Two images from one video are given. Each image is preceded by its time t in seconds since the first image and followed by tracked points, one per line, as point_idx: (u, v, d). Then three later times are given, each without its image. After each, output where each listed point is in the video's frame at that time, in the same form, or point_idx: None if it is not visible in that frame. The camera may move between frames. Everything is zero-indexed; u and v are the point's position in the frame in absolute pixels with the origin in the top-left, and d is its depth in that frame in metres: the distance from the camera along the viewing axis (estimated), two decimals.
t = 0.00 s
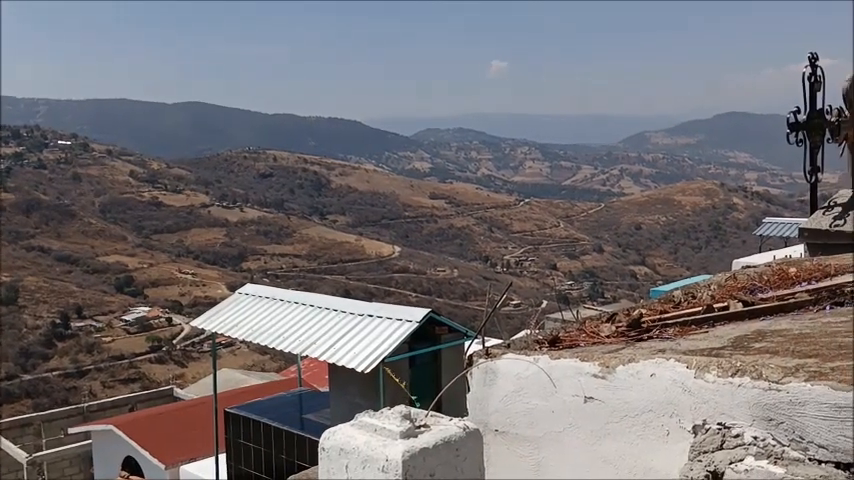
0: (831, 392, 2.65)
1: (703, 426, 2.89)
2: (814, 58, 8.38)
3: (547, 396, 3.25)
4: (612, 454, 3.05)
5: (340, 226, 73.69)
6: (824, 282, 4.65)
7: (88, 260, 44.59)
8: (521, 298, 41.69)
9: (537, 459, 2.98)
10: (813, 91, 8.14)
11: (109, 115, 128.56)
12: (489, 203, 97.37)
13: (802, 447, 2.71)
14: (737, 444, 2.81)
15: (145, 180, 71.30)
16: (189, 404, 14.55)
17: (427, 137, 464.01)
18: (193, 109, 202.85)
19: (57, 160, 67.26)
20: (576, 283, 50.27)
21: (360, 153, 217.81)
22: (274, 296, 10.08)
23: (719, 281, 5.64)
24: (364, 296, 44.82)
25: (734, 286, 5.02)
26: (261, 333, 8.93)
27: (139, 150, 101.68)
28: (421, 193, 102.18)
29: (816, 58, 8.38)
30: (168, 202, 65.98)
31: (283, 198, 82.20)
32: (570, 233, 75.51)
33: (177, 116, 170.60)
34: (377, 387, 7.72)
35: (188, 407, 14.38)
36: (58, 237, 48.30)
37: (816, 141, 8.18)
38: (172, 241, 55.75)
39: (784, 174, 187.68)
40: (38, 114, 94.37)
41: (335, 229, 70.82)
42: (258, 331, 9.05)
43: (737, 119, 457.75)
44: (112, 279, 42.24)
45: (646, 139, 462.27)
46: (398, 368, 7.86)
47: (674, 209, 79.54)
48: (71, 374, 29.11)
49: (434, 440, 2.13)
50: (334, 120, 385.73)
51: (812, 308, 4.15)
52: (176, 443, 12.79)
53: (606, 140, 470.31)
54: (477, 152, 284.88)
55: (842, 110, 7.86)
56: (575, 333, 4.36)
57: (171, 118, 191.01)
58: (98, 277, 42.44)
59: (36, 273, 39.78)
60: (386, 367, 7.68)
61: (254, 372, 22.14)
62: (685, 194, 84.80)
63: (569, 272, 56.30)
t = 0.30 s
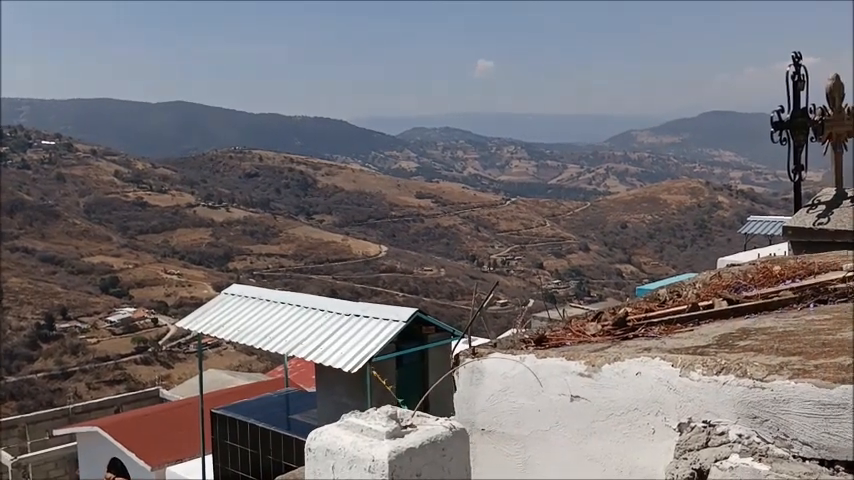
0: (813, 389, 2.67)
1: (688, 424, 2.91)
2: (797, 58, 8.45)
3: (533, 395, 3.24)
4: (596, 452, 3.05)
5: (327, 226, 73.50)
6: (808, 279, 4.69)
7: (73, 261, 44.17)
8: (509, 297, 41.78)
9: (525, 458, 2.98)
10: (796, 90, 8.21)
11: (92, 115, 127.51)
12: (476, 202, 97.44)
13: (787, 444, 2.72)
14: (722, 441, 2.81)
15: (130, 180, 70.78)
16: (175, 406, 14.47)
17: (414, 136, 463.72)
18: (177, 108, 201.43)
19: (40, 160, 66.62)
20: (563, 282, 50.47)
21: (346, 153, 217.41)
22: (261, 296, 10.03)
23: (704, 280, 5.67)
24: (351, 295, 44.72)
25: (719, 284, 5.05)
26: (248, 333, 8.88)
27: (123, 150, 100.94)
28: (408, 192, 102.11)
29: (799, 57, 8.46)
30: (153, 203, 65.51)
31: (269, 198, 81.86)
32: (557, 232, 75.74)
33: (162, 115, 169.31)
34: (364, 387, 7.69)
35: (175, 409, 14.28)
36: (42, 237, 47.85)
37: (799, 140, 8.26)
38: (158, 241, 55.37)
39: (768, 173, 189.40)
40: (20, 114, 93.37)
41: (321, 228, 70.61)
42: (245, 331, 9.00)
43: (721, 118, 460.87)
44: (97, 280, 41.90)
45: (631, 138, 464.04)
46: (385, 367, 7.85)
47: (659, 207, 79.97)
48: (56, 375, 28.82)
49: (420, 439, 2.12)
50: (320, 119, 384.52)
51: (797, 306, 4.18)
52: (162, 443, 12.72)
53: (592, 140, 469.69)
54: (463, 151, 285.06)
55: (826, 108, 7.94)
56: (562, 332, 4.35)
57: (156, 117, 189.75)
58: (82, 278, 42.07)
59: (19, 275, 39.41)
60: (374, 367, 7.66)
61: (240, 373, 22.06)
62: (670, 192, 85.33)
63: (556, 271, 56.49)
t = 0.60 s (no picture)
0: (807, 387, 2.68)
1: (681, 421, 2.92)
2: (787, 56, 8.51)
3: (527, 394, 3.24)
4: (590, 450, 3.01)
5: (319, 226, 73.39)
6: (798, 277, 4.73)
7: (64, 262, 43.94)
8: (501, 296, 41.87)
9: (518, 455, 2.97)
10: (786, 88, 8.25)
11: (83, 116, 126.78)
12: (468, 201, 97.51)
13: (779, 441, 2.74)
14: (714, 439, 2.83)
15: (122, 181, 70.49)
16: (167, 406, 14.43)
17: (406, 136, 463.48)
18: (168, 108, 200.57)
19: (31, 162, 66.26)
20: (555, 281, 50.61)
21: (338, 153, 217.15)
22: (253, 296, 10.02)
23: (696, 277, 5.68)
24: (343, 295, 44.67)
25: (711, 282, 5.08)
26: (240, 334, 8.86)
27: (114, 151, 100.42)
28: (400, 191, 102.06)
29: (790, 55, 8.51)
30: (145, 204, 65.25)
31: (261, 199, 81.70)
32: (549, 231, 75.89)
33: (153, 115, 168.54)
34: (358, 387, 7.68)
35: (168, 410, 14.22)
36: (33, 239, 47.61)
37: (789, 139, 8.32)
38: (150, 243, 55.18)
39: (759, 171, 190.39)
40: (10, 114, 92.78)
41: (314, 228, 70.53)
42: (238, 331, 8.98)
43: (712, 117, 462.54)
44: (89, 281, 41.68)
45: (623, 137, 465.09)
46: (378, 368, 7.84)
47: (650, 206, 80.19)
48: (47, 377, 28.66)
49: (415, 438, 2.12)
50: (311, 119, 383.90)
51: (787, 303, 4.21)
52: (155, 445, 12.66)
53: (584, 139, 469.58)
54: (455, 150, 285.16)
55: (816, 106, 7.99)
56: (555, 330, 4.36)
57: (147, 118, 188.97)
58: (74, 279, 41.85)
59: (10, 277, 39.19)
60: (366, 367, 7.64)
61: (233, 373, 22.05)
62: (662, 191, 85.72)
63: (549, 270, 56.62)
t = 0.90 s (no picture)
0: (802, 384, 2.69)
1: (677, 419, 2.93)
2: (782, 55, 8.52)
3: (523, 392, 3.25)
4: (586, 449, 3.03)
5: (315, 226, 73.34)
6: (795, 275, 4.72)
7: (60, 263, 43.82)
8: (497, 296, 41.87)
9: (514, 454, 2.97)
10: (782, 87, 8.26)
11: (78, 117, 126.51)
12: (464, 200, 97.53)
13: (775, 438, 2.75)
14: (711, 437, 2.84)
15: (117, 182, 70.35)
16: (163, 407, 14.40)
17: (401, 136, 463.37)
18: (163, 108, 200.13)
19: (26, 162, 66.10)
20: (552, 280, 50.66)
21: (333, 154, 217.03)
22: (249, 296, 10.01)
23: (692, 276, 5.69)
24: (340, 296, 44.64)
25: (707, 280, 5.09)
26: (236, 334, 8.86)
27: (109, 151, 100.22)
28: (396, 191, 102.05)
29: (785, 54, 8.52)
30: (140, 204, 65.10)
31: (257, 199, 81.63)
32: (545, 230, 75.93)
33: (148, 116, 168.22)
34: (354, 388, 7.68)
35: (164, 410, 14.21)
36: (28, 240, 47.49)
37: (785, 136, 8.31)
38: (145, 243, 55.10)
39: (754, 170, 190.78)
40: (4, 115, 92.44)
41: (310, 229, 70.44)
42: (234, 332, 8.97)
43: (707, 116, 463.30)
44: (84, 282, 41.56)
45: (618, 136, 465.58)
46: (375, 368, 7.84)
47: (646, 205, 80.28)
48: (43, 378, 28.57)
49: (413, 438, 2.12)
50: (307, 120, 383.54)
51: (783, 302, 4.21)
52: (152, 446, 12.63)
53: (579, 138, 469.86)
54: (451, 150, 285.06)
55: (812, 106, 8.00)
56: (551, 329, 4.36)
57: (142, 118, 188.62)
58: (69, 280, 41.73)
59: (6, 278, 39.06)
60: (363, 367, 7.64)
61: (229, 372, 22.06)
62: (658, 190, 85.81)
63: (545, 269, 56.67)
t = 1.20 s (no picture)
0: (799, 384, 2.70)
1: (675, 419, 2.92)
2: (780, 55, 8.53)
3: (521, 392, 3.24)
4: (583, 449, 3.04)
5: (312, 226, 73.27)
6: (792, 275, 4.73)
7: (57, 263, 43.70)
8: (495, 295, 41.86)
9: (514, 454, 2.95)
10: (779, 87, 8.28)
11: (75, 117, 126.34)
12: (462, 200, 97.51)
13: (773, 438, 2.75)
14: (709, 436, 2.84)
15: (115, 181, 70.25)
16: (161, 408, 14.38)
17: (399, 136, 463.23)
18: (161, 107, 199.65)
19: (23, 162, 65.99)
20: (550, 279, 50.63)
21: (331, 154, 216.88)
22: (247, 296, 10.00)
23: (688, 276, 5.69)
24: (337, 295, 44.63)
25: (705, 280, 5.09)
26: (234, 334, 8.84)
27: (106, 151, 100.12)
28: (394, 191, 102.02)
29: (782, 54, 8.54)
30: (138, 204, 65.01)
31: (254, 199, 81.58)
32: (543, 230, 75.93)
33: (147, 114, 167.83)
34: (352, 388, 7.67)
35: (162, 411, 14.18)
36: (26, 240, 47.41)
37: (783, 137, 8.31)
38: (143, 243, 55.05)
39: (752, 169, 190.68)
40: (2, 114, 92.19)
41: (308, 228, 70.38)
42: (231, 332, 8.96)
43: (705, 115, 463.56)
44: (82, 282, 41.49)
45: (616, 135, 465.75)
46: (373, 367, 7.82)
47: (644, 204, 80.30)
48: (41, 378, 28.53)
49: (409, 437, 2.12)
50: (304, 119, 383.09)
51: (781, 301, 4.21)
52: (149, 446, 12.61)
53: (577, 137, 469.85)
54: (449, 150, 284.87)
55: (809, 105, 8.01)
56: (548, 329, 4.36)
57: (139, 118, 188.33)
58: (66, 279, 41.66)
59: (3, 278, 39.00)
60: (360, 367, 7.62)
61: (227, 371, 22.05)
62: (655, 190, 85.86)
63: (542, 269, 56.68)
